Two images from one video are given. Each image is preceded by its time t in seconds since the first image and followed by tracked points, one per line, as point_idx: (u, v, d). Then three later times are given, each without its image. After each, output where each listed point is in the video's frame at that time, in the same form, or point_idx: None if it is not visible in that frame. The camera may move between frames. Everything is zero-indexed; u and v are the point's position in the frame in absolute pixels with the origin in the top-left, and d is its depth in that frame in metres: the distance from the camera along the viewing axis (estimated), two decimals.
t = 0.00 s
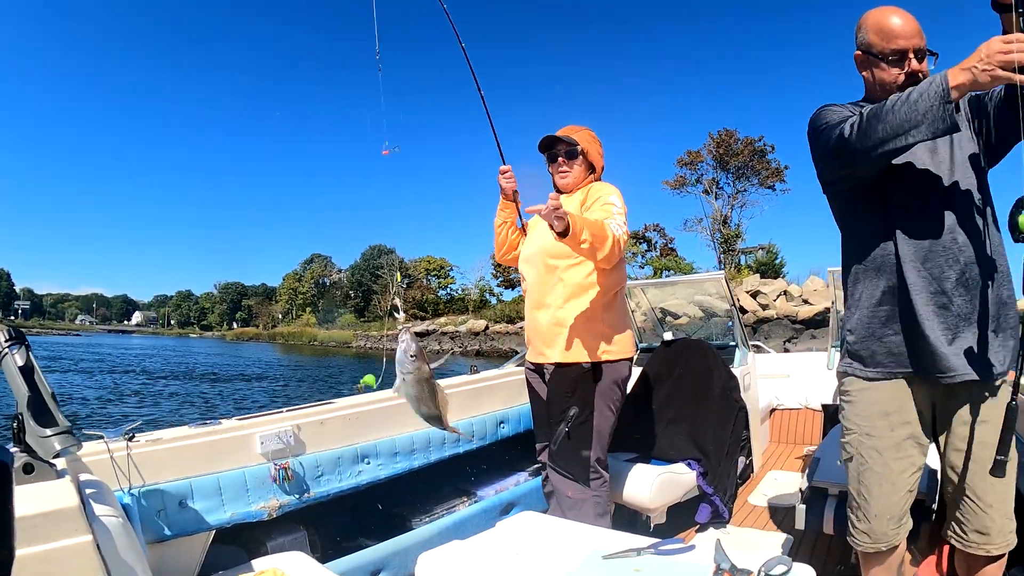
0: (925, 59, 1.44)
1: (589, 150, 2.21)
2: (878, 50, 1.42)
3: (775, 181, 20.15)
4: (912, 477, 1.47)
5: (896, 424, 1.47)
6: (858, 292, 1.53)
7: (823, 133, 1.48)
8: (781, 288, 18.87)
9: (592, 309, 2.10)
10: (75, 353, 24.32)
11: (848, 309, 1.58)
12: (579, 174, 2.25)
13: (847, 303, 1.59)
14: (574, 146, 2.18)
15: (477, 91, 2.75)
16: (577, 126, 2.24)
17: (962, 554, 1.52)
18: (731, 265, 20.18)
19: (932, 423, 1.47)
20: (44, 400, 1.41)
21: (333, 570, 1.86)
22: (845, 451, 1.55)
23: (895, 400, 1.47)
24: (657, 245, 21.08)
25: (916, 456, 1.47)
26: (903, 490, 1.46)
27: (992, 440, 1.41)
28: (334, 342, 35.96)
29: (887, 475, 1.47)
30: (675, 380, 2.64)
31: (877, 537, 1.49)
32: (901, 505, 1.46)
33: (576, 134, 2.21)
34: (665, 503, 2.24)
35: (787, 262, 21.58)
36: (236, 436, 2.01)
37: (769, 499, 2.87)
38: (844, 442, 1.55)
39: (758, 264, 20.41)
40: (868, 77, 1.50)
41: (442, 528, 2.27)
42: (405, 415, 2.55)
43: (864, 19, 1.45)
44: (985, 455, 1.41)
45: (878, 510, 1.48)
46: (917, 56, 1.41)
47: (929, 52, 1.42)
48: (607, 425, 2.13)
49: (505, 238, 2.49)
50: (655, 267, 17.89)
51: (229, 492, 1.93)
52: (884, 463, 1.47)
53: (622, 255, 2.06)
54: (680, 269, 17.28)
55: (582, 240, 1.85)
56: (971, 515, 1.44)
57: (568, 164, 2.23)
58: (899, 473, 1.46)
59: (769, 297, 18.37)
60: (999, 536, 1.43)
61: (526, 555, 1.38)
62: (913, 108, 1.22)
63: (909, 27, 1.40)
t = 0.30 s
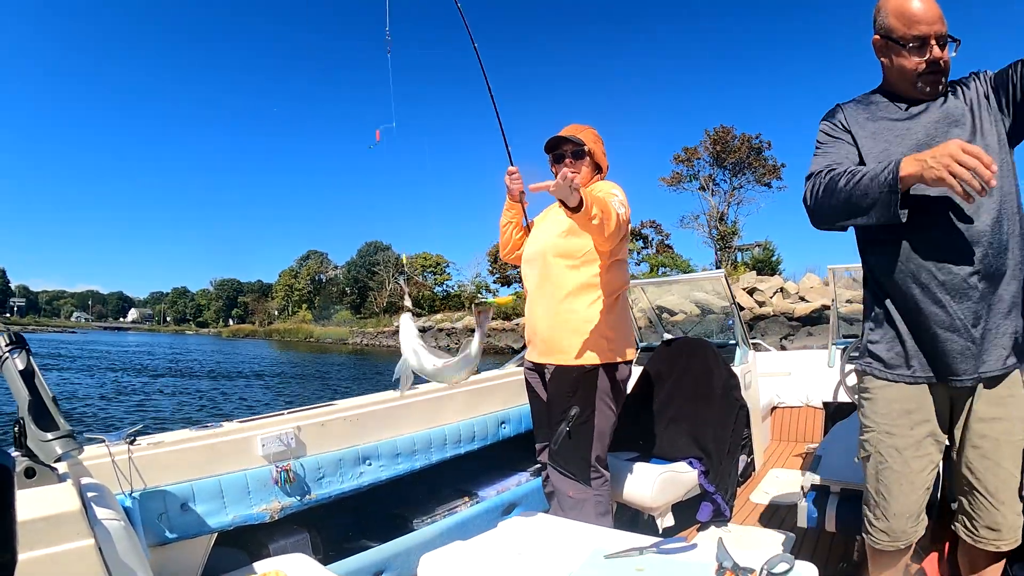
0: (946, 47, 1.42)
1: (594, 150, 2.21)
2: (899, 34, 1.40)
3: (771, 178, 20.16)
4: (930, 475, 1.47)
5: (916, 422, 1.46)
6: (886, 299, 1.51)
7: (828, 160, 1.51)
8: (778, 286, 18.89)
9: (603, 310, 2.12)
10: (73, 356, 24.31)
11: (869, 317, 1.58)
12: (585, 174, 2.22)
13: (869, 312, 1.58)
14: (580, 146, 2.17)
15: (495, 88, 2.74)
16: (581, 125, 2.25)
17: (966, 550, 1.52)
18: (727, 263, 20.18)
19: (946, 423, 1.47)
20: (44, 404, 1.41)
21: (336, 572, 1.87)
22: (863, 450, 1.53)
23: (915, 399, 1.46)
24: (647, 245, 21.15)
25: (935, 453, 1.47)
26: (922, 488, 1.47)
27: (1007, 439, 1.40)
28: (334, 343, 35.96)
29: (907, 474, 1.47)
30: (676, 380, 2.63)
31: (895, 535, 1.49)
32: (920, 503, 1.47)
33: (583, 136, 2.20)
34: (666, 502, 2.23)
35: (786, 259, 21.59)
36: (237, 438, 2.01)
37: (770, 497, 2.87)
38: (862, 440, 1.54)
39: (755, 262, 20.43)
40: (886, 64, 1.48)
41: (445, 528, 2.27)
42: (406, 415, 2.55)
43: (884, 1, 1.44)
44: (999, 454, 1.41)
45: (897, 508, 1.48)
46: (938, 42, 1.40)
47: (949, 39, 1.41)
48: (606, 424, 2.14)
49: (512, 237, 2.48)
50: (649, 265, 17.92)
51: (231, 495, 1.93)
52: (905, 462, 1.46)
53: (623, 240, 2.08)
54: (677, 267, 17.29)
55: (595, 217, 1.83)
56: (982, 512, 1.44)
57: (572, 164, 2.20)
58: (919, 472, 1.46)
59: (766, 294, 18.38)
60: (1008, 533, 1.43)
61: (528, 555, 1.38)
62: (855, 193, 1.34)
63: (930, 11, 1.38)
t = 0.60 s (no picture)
0: (956, 43, 1.43)
1: (595, 146, 2.20)
2: (908, 28, 1.41)
3: (768, 180, 20.19)
4: (922, 477, 1.48)
5: (907, 424, 1.47)
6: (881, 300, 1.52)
7: (824, 178, 1.63)
8: (775, 287, 18.91)
9: (596, 304, 2.09)
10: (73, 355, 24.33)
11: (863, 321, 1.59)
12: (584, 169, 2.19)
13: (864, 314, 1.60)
14: (580, 142, 2.14)
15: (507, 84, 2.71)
16: (584, 124, 2.26)
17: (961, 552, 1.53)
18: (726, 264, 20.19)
19: (940, 425, 1.47)
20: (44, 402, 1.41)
21: (335, 572, 1.87)
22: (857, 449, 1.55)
23: (908, 400, 1.46)
24: (646, 247, 21.16)
25: (927, 456, 1.47)
26: (912, 490, 1.47)
27: (1000, 443, 1.40)
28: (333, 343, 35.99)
29: (898, 475, 1.48)
30: (675, 382, 2.62)
31: (885, 536, 1.50)
32: (910, 505, 1.47)
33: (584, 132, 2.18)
34: (666, 503, 2.24)
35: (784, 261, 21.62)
36: (237, 437, 2.00)
37: (769, 498, 2.87)
38: (858, 439, 1.55)
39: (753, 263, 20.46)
40: (895, 60, 1.49)
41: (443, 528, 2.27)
42: (406, 415, 2.55)
43: None
44: (992, 459, 1.41)
45: (886, 508, 1.49)
46: (948, 40, 1.41)
47: (958, 35, 1.42)
48: (601, 425, 2.12)
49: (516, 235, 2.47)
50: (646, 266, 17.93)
51: (230, 493, 1.93)
52: (895, 463, 1.47)
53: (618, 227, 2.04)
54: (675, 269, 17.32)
55: (573, 180, 1.68)
56: (973, 516, 1.45)
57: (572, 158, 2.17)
58: (911, 473, 1.47)
59: (763, 296, 18.40)
60: (998, 538, 1.44)
61: (527, 556, 1.38)
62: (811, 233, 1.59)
63: (940, 8, 1.39)
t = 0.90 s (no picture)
0: (961, 43, 1.43)
1: (600, 145, 2.21)
2: (911, 28, 1.42)
3: (765, 183, 20.23)
4: (919, 479, 1.48)
5: (903, 427, 1.48)
6: (878, 299, 1.53)
7: (830, 183, 1.66)
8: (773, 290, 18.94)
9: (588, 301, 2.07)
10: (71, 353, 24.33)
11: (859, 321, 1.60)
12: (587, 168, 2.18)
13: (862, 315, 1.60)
14: (583, 140, 2.14)
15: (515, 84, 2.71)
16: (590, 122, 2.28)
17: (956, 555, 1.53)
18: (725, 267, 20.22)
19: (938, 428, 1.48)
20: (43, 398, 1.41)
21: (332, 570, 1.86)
22: (856, 450, 1.57)
23: (905, 402, 1.47)
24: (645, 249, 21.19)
25: (924, 458, 1.48)
26: (908, 492, 1.48)
27: (996, 450, 1.40)
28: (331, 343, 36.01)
29: (894, 477, 1.48)
30: (675, 383, 2.61)
31: (881, 537, 1.51)
32: (906, 507, 1.48)
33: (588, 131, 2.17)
34: (666, 504, 2.25)
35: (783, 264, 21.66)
36: (236, 434, 2.00)
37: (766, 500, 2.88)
38: (856, 439, 1.57)
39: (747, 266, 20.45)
40: (900, 61, 1.50)
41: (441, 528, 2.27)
42: (405, 415, 2.55)
43: None
44: (986, 465, 1.41)
45: (883, 510, 1.50)
46: (952, 40, 1.41)
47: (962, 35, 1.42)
48: (594, 426, 2.10)
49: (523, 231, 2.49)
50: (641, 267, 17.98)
51: (228, 491, 1.93)
52: (891, 465, 1.48)
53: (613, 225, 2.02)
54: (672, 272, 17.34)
55: (562, 167, 1.66)
56: (965, 520, 1.45)
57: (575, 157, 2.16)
58: (907, 476, 1.47)
59: (761, 299, 18.43)
60: (991, 545, 1.43)
61: (525, 556, 1.38)
62: (798, 248, 1.67)
63: (944, 8, 1.40)
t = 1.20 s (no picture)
0: (935, 29, 1.45)
1: (600, 143, 2.20)
2: (900, 16, 1.49)
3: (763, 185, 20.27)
4: (924, 484, 1.49)
5: (911, 428, 1.49)
6: (889, 301, 1.54)
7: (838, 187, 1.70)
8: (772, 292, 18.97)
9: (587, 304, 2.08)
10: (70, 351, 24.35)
11: (870, 322, 1.62)
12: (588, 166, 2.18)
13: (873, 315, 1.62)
14: (584, 138, 2.14)
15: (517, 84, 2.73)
16: (592, 120, 2.27)
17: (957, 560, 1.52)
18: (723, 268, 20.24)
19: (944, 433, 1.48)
20: (42, 396, 1.41)
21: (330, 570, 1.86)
22: (861, 452, 1.57)
23: (914, 404, 1.48)
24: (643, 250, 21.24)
25: (930, 463, 1.48)
26: (913, 496, 1.48)
27: (1002, 458, 1.39)
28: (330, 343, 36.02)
29: (898, 480, 1.49)
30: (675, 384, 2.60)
31: (882, 541, 1.51)
32: (910, 512, 1.48)
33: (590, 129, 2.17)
34: (665, 505, 2.25)
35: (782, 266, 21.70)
36: (235, 433, 2.00)
37: (766, 501, 2.88)
38: (861, 441, 1.57)
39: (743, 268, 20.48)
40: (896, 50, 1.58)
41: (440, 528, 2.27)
42: (405, 414, 2.55)
43: None
44: (992, 473, 1.40)
45: (883, 513, 1.50)
46: (918, 26, 1.46)
47: (955, 22, 1.44)
48: (594, 426, 2.10)
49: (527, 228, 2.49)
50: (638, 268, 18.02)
51: (227, 490, 1.94)
52: (897, 467, 1.49)
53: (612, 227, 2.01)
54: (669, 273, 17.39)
55: (567, 178, 1.67)
56: (968, 527, 1.45)
57: (577, 155, 2.17)
58: (912, 479, 1.48)
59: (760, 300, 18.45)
60: (993, 553, 1.43)
61: (523, 556, 1.38)
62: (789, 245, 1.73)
63: None
